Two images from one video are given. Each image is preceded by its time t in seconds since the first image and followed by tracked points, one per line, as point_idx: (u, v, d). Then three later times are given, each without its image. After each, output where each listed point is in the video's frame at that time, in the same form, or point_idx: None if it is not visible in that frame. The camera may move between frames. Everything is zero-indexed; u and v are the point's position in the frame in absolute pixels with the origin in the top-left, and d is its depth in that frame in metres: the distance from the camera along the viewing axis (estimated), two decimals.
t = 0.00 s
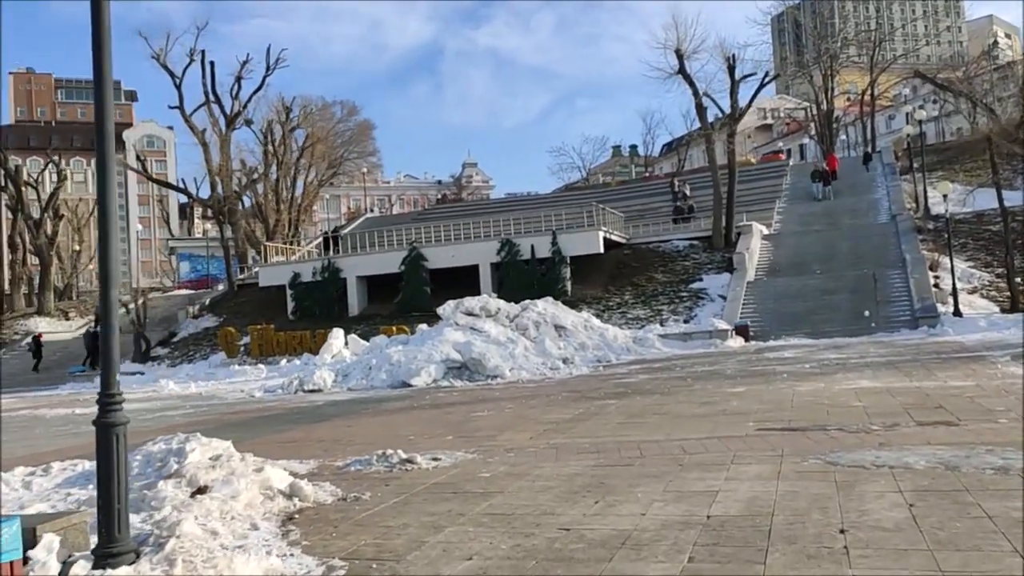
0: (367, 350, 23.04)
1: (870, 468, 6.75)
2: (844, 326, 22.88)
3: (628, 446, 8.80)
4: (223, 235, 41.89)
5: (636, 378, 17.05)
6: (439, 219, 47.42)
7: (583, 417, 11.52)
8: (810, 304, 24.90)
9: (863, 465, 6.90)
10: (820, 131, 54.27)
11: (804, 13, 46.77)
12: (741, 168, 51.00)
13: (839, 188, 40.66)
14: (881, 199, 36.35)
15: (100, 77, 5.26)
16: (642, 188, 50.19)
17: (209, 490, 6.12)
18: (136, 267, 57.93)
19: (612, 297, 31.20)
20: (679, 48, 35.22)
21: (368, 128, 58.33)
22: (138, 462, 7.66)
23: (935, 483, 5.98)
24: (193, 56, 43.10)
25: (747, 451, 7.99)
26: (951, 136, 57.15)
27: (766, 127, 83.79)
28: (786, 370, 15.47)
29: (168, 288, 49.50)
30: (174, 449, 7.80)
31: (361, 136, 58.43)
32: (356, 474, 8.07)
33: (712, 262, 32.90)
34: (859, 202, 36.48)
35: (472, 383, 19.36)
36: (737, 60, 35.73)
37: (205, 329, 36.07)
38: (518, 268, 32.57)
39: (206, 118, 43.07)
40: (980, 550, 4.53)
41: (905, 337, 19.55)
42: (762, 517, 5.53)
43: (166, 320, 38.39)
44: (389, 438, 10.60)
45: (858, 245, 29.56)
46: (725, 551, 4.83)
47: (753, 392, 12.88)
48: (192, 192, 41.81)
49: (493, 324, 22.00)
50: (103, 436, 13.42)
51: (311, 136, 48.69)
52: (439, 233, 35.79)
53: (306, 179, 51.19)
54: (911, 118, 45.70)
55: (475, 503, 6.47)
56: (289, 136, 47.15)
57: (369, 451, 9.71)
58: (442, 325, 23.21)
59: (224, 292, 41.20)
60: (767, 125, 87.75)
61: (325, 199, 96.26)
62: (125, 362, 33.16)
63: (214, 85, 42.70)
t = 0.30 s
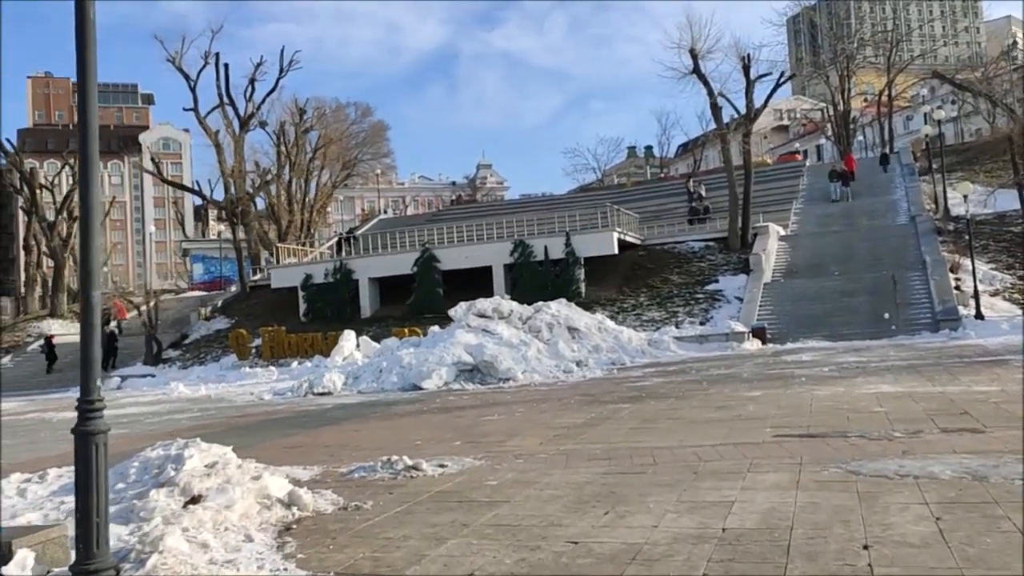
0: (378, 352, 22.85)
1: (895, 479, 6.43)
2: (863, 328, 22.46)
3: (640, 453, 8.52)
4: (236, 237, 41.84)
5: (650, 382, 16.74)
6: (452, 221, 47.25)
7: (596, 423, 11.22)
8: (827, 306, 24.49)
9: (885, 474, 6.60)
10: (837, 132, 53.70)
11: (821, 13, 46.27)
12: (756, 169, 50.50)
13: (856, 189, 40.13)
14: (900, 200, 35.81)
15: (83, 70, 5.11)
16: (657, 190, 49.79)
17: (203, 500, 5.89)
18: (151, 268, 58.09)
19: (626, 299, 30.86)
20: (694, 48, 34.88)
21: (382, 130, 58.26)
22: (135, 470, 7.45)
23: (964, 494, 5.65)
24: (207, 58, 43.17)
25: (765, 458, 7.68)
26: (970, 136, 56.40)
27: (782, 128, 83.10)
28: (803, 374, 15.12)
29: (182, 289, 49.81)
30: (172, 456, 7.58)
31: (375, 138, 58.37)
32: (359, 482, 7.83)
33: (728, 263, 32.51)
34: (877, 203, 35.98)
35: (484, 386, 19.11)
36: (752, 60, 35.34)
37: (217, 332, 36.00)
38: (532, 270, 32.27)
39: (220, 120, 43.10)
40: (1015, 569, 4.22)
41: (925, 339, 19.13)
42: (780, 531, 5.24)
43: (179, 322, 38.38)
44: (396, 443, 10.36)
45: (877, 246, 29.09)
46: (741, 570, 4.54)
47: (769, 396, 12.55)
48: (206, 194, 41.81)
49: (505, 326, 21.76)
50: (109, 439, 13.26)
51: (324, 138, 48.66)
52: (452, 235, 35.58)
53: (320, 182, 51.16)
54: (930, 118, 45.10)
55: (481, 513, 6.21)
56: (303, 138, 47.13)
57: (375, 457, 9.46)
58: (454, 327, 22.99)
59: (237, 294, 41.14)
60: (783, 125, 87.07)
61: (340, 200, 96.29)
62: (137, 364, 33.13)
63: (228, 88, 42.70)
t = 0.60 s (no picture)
0: (392, 356, 22.74)
1: (915, 489, 6.22)
2: (882, 332, 22.14)
3: (651, 460, 8.35)
4: (251, 240, 41.93)
5: (665, 386, 16.54)
6: (468, 224, 47.15)
7: (608, 428, 11.03)
8: (845, 309, 24.17)
9: (904, 484, 6.39)
10: (856, 133, 53.16)
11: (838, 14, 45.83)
12: (773, 171, 50.13)
13: (875, 191, 39.70)
14: (920, 201, 35.36)
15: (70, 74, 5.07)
16: (674, 192, 49.48)
17: (202, 510, 5.77)
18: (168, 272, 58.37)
19: (642, 302, 30.63)
20: (709, 49, 34.62)
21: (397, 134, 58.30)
22: (140, 477, 7.35)
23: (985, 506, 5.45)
24: (223, 63, 43.36)
25: (780, 466, 7.49)
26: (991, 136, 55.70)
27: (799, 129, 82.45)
28: (819, 378, 14.87)
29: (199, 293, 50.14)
30: (178, 462, 7.47)
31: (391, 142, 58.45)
32: (367, 489, 7.72)
33: (745, 266, 32.22)
34: (896, 205, 35.54)
35: (497, 391, 18.94)
36: (769, 61, 35.03)
37: (233, 335, 36.09)
38: (547, 273, 32.10)
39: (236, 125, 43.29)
40: None
41: (944, 343, 18.83)
42: (794, 544, 5.06)
43: (195, 325, 38.51)
44: (405, 449, 10.25)
45: (896, 248, 28.72)
46: None
47: (785, 401, 12.32)
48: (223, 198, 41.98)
49: (519, 329, 21.62)
50: (118, 443, 13.22)
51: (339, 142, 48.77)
52: (466, 238, 35.50)
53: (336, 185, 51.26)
54: (949, 118, 44.58)
55: (487, 523, 6.07)
56: (319, 142, 47.25)
57: (383, 463, 9.33)
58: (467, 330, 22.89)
59: (253, 298, 41.23)
60: (800, 127, 86.49)
61: (356, 203, 96.60)
62: (153, 367, 33.26)
63: (244, 91, 42.89)
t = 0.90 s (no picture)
0: (401, 354, 22.62)
1: (933, 492, 6.00)
2: (899, 331, 21.79)
3: (659, 460, 8.16)
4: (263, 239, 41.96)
5: (676, 385, 16.32)
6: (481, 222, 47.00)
7: (617, 428, 10.81)
8: (861, 308, 23.84)
9: (920, 487, 6.18)
10: (872, 130, 52.63)
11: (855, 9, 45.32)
12: (788, 168, 49.70)
13: (891, 188, 39.26)
14: (937, 199, 34.90)
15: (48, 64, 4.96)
16: (687, 190, 49.13)
17: (195, 510, 5.62)
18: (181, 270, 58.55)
19: (654, 300, 30.39)
20: (723, 45, 34.28)
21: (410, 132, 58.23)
22: (138, 476, 7.21)
23: (1004, 511, 5.24)
24: (236, 61, 43.38)
25: (792, 468, 7.28)
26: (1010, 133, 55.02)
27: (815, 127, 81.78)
28: (834, 377, 14.61)
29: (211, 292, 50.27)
30: (177, 461, 7.33)
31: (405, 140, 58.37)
32: (368, 489, 7.57)
33: (759, 264, 31.90)
34: (913, 202, 35.10)
35: (507, 389, 18.77)
36: (784, 57, 34.65)
37: (244, 333, 36.11)
38: (558, 271, 31.91)
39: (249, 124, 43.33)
40: None
41: (962, 342, 18.52)
42: (804, 549, 4.86)
43: (207, 324, 38.57)
44: (410, 449, 10.09)
45: (912, 246, 28.35)
46: None
47: (798, 401, 12.08)
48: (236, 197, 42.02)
49: (529, 327, 21.45)
50: (124, 441, 13.14)
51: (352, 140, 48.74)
52: (478, 236, 35.35)
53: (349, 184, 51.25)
54: (968, 114, 44.03)
55: (488, 526, 5.89)
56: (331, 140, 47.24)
57: (386, 463, 9.17)
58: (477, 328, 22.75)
59: (264, 296, 41.26)
60: (816, 124, 85.84)
61: (369, 202, 96.82)
62: (165, 365, 33.31)
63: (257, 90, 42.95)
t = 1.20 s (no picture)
0: (407, 356, 22.47)
1: (945, 504, 5.78)
2: (912, 333, 21.48)
3: (663, 468, 7.96)
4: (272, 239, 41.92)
5: (684, 388, 16.11)
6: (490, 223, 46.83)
7: (621, 433, 10.61)
8: (873, 310, 23.53)
9: (930, 498, 5.97)
10: (885, 130, 52.16)
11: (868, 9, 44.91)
12: (799, 169, 49.31)
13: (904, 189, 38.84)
14: (951, 199, 34.49)
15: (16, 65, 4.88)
16: (698, 191, 48.83)
17: (181, 519, 5.48)
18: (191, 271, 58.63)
19: (663, 302, 30.13)
20: (733, 44, 34.02)
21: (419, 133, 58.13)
22: (130, 481, 7.06)
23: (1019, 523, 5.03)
24: (245, 62, 43.38)
25: (798, 476, 7.07)
26: None
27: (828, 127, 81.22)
28: (846, 381, 14.35)
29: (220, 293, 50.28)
30: (170, 466, 7.19)
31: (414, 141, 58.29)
32: (364, 496, 7.40)
33: (769, 265, 31.62)
34: (927, 203, 34.69)
35: (512, 393, 18.57)
36: (795, 56, 34.35)
37: (253, 334, 36.06)
38: (567, 272, 31.71)
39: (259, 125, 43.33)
40: None
41: (976, 345, 18.20)
42: (808, 565, 4.66)
43: (216, 325, 38.55)
44: (410, 454, 9.92)
45: (925, 248, 28.01)
46: None
47: (808, 405, 11.84)
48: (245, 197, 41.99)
49: (536, 330, 21.26)
50: (125, 444, 13.01)
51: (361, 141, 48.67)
52: (486, 238, 35.19)
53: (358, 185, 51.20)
54: (983, 114, 43.55)
55: (482, 537, 5.71)
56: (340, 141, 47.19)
57: (385, 469, 9.00)
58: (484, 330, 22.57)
59: (273, 298, 41.21)
60: (829, 125, 85.29)
61: (379, 203, 96.85)
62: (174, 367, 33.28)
63: (266, 91, 42.96)
